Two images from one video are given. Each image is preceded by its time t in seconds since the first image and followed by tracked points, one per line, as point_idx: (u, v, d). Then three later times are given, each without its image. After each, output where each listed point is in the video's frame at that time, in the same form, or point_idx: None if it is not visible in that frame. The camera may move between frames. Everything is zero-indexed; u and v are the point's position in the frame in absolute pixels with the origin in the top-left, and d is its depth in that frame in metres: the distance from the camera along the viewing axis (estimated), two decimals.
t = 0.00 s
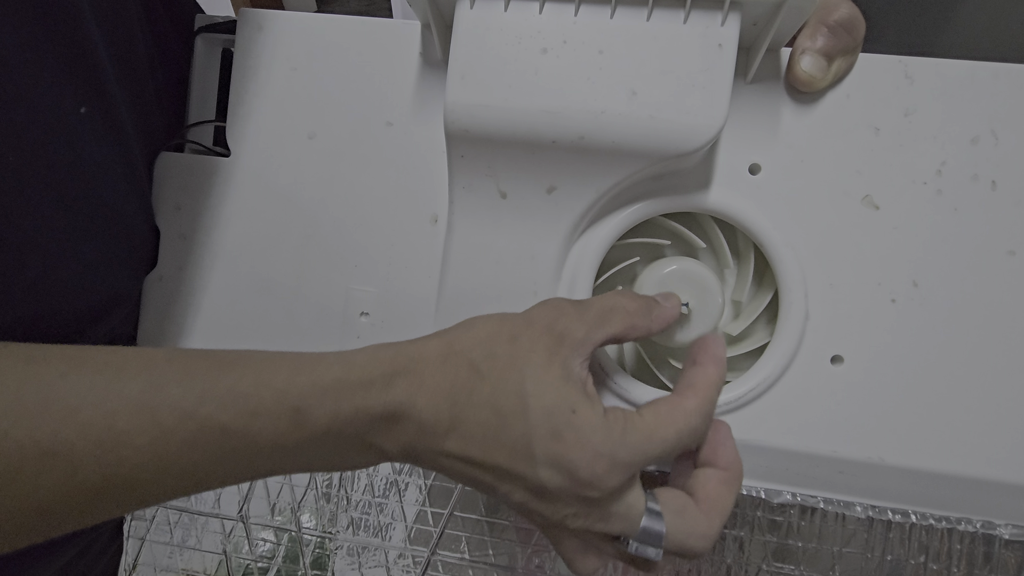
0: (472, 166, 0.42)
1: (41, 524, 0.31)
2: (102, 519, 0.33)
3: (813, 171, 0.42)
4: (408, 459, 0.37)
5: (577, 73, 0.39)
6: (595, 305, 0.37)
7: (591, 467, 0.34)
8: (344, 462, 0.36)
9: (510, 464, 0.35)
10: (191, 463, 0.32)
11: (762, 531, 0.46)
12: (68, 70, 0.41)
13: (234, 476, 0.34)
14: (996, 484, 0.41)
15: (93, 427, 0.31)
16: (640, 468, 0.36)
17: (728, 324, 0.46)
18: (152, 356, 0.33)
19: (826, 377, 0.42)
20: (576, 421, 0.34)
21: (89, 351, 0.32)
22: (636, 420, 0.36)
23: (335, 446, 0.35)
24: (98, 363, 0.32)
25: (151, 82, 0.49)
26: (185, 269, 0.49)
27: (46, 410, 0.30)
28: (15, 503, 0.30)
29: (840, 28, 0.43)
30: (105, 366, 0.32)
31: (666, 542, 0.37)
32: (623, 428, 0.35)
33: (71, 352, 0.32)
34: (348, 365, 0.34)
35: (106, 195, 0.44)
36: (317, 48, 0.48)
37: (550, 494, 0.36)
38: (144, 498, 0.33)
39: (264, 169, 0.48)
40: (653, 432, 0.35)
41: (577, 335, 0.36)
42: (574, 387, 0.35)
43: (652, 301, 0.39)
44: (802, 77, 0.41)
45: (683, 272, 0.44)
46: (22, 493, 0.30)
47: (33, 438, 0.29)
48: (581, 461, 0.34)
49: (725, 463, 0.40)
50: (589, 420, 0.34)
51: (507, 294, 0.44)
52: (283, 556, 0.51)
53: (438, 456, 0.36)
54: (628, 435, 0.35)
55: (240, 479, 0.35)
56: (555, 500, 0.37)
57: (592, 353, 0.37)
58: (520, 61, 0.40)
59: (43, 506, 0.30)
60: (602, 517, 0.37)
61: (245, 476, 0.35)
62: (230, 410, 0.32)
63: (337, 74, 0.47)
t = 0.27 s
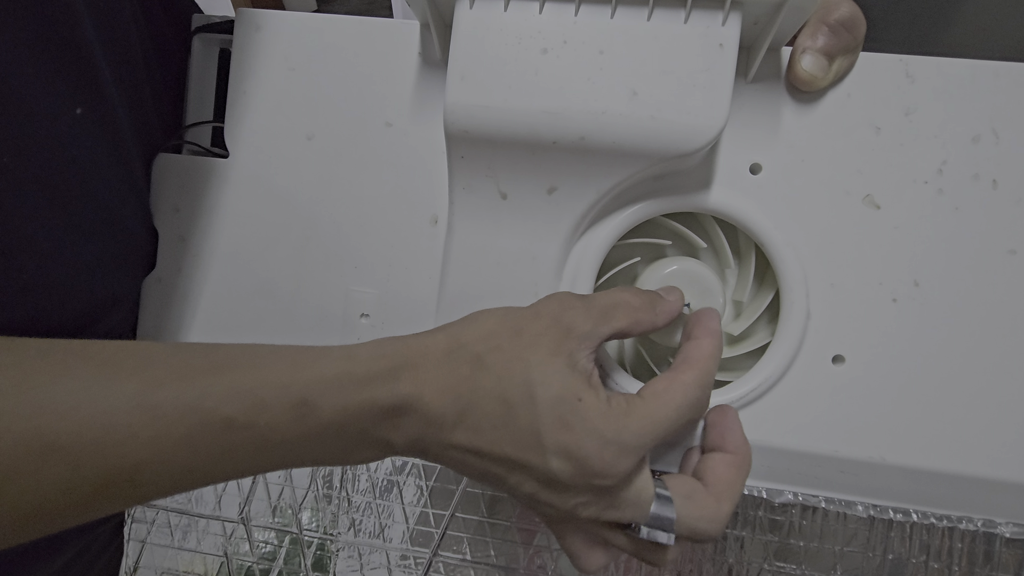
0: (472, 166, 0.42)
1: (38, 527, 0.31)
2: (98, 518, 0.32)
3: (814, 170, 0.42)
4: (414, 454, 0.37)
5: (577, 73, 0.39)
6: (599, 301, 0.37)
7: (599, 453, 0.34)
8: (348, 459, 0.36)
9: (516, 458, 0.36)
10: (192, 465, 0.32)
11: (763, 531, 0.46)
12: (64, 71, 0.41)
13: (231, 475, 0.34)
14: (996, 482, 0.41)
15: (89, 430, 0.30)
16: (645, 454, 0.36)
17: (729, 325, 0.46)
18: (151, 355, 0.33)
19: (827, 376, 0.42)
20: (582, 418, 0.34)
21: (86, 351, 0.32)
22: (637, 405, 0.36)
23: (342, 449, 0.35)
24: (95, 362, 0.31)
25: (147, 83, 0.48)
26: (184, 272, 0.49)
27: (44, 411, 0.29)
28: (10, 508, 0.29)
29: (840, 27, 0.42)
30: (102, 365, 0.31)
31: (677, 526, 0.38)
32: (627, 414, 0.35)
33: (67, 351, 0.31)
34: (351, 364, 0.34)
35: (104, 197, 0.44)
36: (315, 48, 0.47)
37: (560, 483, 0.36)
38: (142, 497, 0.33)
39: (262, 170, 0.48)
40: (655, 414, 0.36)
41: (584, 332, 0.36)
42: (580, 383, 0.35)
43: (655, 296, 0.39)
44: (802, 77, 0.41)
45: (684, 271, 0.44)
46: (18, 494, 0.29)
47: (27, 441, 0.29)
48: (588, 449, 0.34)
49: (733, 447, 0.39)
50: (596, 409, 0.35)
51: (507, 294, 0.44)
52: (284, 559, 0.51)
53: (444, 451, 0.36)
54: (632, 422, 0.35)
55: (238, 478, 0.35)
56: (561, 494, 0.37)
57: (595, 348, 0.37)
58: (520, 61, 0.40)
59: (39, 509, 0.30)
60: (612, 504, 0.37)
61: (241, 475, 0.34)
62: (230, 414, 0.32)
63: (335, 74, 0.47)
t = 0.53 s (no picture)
0: (475, 167, 0.42)
1: (45, 527, 0.31)
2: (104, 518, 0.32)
3: (817, 170, 0.42)
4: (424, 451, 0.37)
5: (580, 73, 0.39)
6: (607, 300, 0.37)
7: (609, 449, 0.34)
8: (358, 457, 0.36)
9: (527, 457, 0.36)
10: (198, 467, 0.32)
11: (767, 531, 0.47)
12: (67, 73, 0.40)
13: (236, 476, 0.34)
14: (1001, 482, 0.41)
15: (95, 431, 0.30)
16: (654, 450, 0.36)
17: (732, 325, 0.46)
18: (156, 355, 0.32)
19: (831, 376, 0.42)
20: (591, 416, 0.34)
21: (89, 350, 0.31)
22: (646, 400, 0.36)
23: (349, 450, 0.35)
24: (100, 363, 0.31)
25: (149, 84, 0.48)
26: (186, 273, 0.49)
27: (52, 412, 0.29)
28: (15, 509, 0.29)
29: (843, 26, 0.42)
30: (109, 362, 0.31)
31: (688, 522, 0.38)
32: (636, 409, 0.35)
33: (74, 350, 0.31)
34: (358, 361, 0.34)
35: (106, 199, 0.44)
36: (317, 49, 0.47)
37: (571, 481, 0.36)
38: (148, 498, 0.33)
39: (265, 171, 0.48)
40: (663, 408, 0.36)
41: (593, 330, 0.36)
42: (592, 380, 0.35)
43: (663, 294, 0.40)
44: (806, 76, 0.41)
45: (688, 271, 0.44)
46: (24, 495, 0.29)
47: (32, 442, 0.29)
48: (598, 445, 0.34)
49: (742, 441, 0.39)
50: (605, 407, 0.35)
51: (511, 295, 0.44)
52: (288, 560, 0.51)
53: (456, 450, 0.36)
54: (641, 417, 0.35)
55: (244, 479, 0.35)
56: (568, 492, 0.37)
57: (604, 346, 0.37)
58: (523, 62, 0.40)
59: (45, 510, 0.30)
60: (623, 501, 0.37)
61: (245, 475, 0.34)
62: (237, 416, 0.32)
63: (337, 75, 0.47)
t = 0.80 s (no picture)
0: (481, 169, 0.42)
1: (51, 527, 0.31)
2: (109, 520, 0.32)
3: (823, 173, 0.42)
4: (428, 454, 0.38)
5: (587, 76, 0.39)
6: (613, 304, 0.37)
7: (615, 455, 0.35)
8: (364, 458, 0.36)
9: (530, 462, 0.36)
10: (206, 469, 0.32)
11: (770, 532, 0.47)
12: (71, 72, 0.40)
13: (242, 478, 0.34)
14: (1004, 485, 0.41)
15: (102, 432, 0.30)
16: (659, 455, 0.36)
17: (736, 329, 0.46)
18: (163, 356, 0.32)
19: (836, 379, 0.42)
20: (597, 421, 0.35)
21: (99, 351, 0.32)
22: (651, 406, 0.36)
23: (351, 453, 0.36)
24: (108, 364, 0.31)
25: (153, 83, 0.48)
26: (191, 273, 0.49)
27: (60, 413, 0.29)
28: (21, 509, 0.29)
29: (850, 29, 0.42)
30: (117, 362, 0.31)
31: (689, 527, 0.38)
32: (641, 415, 0.35)
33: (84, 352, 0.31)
34: (364, 365, 0.34)
35: (111, 199, 0.43)
36: (322, 48, 0.47)
37: (573, 485, 0.36)
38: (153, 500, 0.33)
39: (269, 171, 0.48)
40: (668, 414, 0.36)
41: (598, 334, 0.36)
42: (596, 386, 0.35)
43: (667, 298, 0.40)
44: (813, 79, 0.41)
45: (694, 274, 0.44)
46: (30, 496, 0.29)
47: (40, 443, 0.29)
48: (603, 450, 0.34)
49: (743, 448, 0.39)
50: (610, 412, 0.35)
51: (516, 296, 0.44)
52: (292, 559, 0.51)
53: (459, 452, 0.37)
54: (646, 423, 0.35)
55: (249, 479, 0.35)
56: (573, 497, 0.37)
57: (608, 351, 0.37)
58: (530, 64, 0.40)
59: (52, 510, 0.30)
60: (625, 506, 0.37)
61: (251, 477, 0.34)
62: (244, 418, 0.32)
63: (342, 76, 0.47)
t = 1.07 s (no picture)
0: (483, 169, 0.42)
1: (50, 543, 0.30)
2: (108, 536, 0.32)
3: (825, 173, 0.42)
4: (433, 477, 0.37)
5: (590, 76, 0.39)
6: (610, 319, 0.37)
7: (614, 475, 0.34)
8: (368, 476, 0.36)
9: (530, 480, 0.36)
10: (209, 478, 0.32)
11: (771, 532, 0.47)
12: (72, 72, 0.40)
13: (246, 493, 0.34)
14: (1005, 484, 0.42)
15: (108, 441, 0.30)
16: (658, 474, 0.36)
17: (738, 330, 0.46)
18: (168, 366, 0.33)
19: (838, 378, 0.42)
20: (597, 437, 0.34)
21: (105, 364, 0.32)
22: (651, 423, 0.36)
23: (356, 466, 0.35)
24: (112, 374, 0.31)
25: (153, 84, 0.48)
26: (191, 274, 0.49)
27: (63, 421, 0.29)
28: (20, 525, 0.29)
29: (852, 29, 0.42)
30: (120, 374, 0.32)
31: (691, 546, 0.38)
32: (641, 433, 0.35)
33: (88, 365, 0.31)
34: (367, 376, 0.34)
35: (112, 198, 0.43)
36: (323, 49, 0.47)
37: (573, 503, 0.36)
38: (153, 515, 0.32)
39: (270, 171, 0.48)
40: (667, 432, 0.36)
41: (601, 337, 0.36)
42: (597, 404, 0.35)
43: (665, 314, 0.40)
44: (814, 79, 0.41)
45: (696, 274, 0.44)
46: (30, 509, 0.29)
47: (46, 451, 0.29)
48: (603, 469, 0.34)
49: (748, 467, 0.40)
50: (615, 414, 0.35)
51: (518, 296, 0.44)
52: (293, 561, 0.51)
53: (458, 469, 0.36)
54: (647, 440, 0.35)
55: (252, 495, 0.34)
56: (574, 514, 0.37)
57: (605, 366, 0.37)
58: (532, 64, 0.39)
59: (53, 524, 0.29)
60: (624, 525, 0.37)
61: (253, 490, 0.34)
62: (248, 425, 0.32)
63: (343, 76, 0.47)
